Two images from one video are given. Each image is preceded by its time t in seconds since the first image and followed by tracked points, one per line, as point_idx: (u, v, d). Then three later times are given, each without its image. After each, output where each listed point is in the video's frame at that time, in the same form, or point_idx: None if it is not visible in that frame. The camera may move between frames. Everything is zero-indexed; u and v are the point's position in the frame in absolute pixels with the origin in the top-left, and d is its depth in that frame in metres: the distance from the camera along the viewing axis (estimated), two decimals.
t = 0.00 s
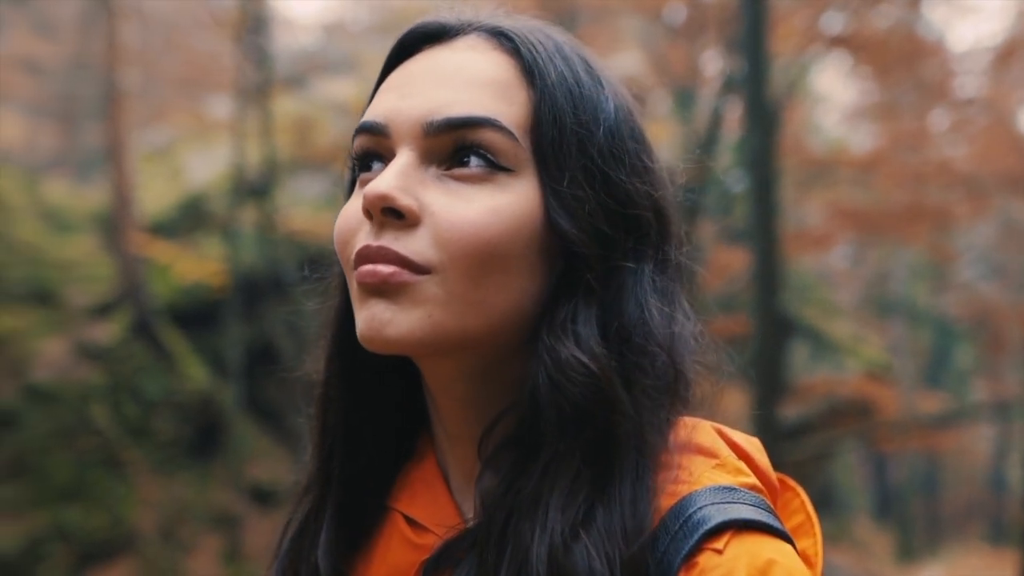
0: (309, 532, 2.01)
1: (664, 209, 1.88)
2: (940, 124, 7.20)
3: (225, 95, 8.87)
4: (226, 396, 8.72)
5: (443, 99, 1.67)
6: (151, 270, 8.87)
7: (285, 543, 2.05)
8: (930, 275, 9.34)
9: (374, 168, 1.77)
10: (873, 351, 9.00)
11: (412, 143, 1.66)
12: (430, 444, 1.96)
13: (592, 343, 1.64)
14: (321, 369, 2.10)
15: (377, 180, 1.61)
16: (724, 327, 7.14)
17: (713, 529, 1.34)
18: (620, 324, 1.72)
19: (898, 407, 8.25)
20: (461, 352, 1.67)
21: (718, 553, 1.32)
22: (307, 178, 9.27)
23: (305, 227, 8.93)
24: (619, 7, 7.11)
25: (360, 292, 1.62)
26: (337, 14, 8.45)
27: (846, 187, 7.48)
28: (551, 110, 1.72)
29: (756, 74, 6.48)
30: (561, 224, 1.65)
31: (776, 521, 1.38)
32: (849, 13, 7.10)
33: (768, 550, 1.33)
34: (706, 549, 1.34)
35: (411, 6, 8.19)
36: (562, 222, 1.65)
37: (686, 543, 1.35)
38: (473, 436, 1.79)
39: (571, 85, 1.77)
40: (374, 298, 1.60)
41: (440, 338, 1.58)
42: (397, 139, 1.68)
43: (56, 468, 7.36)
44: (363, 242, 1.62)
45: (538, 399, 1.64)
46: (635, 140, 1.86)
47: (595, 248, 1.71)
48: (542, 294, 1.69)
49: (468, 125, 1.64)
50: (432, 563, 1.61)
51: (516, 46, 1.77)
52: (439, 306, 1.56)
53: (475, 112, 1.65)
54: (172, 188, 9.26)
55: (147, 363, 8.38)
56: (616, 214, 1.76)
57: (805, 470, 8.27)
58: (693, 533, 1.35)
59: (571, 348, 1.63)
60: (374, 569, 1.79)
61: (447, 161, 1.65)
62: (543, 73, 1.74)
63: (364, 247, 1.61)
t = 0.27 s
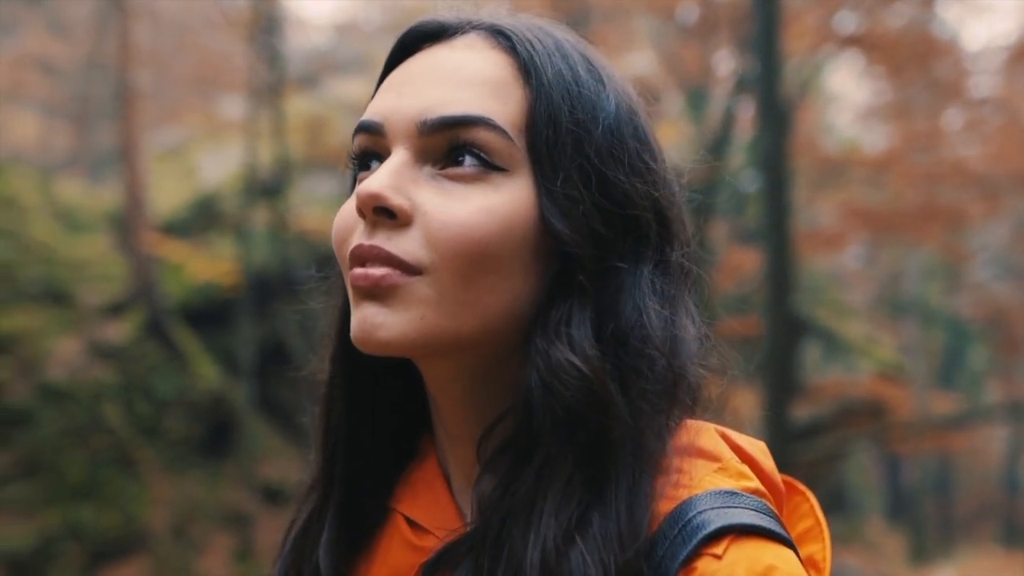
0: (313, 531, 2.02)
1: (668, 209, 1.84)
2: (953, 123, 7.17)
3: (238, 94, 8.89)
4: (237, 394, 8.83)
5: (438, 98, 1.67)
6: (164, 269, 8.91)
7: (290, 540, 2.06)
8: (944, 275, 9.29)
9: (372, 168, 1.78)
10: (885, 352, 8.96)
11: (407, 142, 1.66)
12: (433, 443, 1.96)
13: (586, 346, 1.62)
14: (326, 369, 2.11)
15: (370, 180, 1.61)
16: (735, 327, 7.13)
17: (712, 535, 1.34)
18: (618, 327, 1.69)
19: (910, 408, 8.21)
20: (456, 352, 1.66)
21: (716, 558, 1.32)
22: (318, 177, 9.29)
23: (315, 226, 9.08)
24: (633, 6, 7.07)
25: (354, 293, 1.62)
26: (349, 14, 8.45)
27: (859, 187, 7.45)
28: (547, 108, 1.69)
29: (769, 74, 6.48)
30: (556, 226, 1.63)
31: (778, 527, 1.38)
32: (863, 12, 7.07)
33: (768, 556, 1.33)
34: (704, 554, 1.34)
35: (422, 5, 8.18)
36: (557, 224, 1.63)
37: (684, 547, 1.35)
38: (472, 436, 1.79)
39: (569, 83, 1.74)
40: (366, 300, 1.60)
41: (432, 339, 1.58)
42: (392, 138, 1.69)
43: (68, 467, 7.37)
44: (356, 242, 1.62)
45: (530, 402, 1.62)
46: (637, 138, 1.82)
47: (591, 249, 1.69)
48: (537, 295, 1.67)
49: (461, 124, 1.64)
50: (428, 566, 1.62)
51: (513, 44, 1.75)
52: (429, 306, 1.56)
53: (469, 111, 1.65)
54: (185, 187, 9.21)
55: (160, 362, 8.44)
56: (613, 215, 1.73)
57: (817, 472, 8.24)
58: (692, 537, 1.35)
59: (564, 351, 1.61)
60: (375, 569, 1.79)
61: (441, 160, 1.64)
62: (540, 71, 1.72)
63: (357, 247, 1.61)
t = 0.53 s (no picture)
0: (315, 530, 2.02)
1: (670, 207, 1.80)
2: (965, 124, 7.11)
3: (249, 94, 8.91)
4: (249, 394, 8.82)
5: (432, 96, 1.66)
6: (175, 269, 8.94)
7: (292, 537, 2.07)
8: (955, 276, 9.26)
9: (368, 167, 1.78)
10: (897, 352, 8.92)
11: (400, 140, 1.65)
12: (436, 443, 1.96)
13: (578, 348, 1.61)
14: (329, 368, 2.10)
15: (361, 179, 1.61)
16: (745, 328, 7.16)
17: (710, 540, 1.33)
18: (613, 328, 1.67)
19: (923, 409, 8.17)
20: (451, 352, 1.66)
21: (714, 564, 1.32)
22: (329, 177, 9.31)
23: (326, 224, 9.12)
24: (642, 6, 7.07)
25: (347, 294, 1.62)
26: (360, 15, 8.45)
27: (871, 186, 7.42)
28: (541, 106, 1.67)
29: (779, 75, 6.47)
30: (548, 228, 1.61)
31: (778, 531, 1.38)
32: (875, 12, 7.03)
33: (766, 561, 1.33)
34: (702, 558, 1.33)
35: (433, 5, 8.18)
36: (549, 226, 1.61)
37: (682, 551, 1.34)
38: (471, 437, 1.78)
39: (565, 79, 1.71)
40: (357, 302, 1.59)
41: (422, 341, 1.57)
42: (386, 136, 1.68)
43: (80, 466, 7.39)
44: (348, 241, 1.62)
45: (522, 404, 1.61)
46: (636, 135, 1.78)
47: (585, 249, 1.66)
48: (530, 295, 1.65)
49: (452, 122, 1.62)
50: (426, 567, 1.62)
51: (508, 40, 1.73)
52: (417, 307, 1.56)
53: (461, 110, 1.63)
54: (196, 188, 9.27)
55: (171, 361, 8.45)
56: (606, 214, 1.69)
57: (827, 472, 8.26)
58: (691, 540, 1.34)
59: (555, 354, 1.60)
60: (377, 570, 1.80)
61: (434, 158, 1.63)
62: (534, 67, 1.70)
63: (348, 245, 1.61)
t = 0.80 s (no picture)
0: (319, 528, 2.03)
1: (672, 205, 1.74)
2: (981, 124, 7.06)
3: (262, 94, 8.93)
4: (261, 393, 8.85)
5: (425, 93, 1.66)
6: (189, 268, 9.03)
7: (298, 535, 2.07)
8: (972, 277, 9.19)
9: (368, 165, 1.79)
10: (912, 353, 8.87)
11: (394, 138, 1.65)
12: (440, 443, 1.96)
13: (571, 351, 1.58)
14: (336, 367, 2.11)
15: (354, 176, 1.61)
16: (757, 327, 7.15)
17: (711, 544, 1.31)
18: (609, 329, 1.63)
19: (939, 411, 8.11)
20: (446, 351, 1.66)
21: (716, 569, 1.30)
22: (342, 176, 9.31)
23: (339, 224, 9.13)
24: (655, 5, 6.99)
25: (343, 293, 1.63)
26: (372, 15, 8.45)
27: (886, 186, 7.38)
28: (535, 104, 1.63)
29: (793, 74, 6.43)
30: (542, 229, 1.58)
31: (783, 536, 1.36)
32: (889, 12, 6.99)
33: (769, 566, 1.30)
34: (703, 563, 1.31)
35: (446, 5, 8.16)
36: (542, 227, 1.58)
37: (683, 555, 1.32)
38: (471, 437, 1.78)
39: (563, 77, 1.67)
40: (350, 302, 1.60)
41: (413, 341, 1.57)
42: (380, 134, 1.68)
43: (94, 464, 7.37)
44: (341, 239, 1.63)
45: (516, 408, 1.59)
46: (638, 133, 1.73)
47: (581, 250, 1.63)
48: (526, 295, 1.63)
49: (443, 120, 1.62)
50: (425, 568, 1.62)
51: (503, 37, 1.70)
52: (407, 305, 1.55)
53: (452, 107, 1.62)
54: (210, 187, 9.44)
55: (185, 360, 8.52)
56: (601, 214, 1.65)
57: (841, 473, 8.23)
58: (692, 546, 1.32)
59: (548, 356, 1.57)
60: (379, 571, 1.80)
61: (426, 157, 1.62)
62: (531, 64, 1.66)
63: (341, 243, 1.62)
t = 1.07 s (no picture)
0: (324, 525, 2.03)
1: (675, 205, 1.68)
2: (997, 123, 7.01)
3: (275, 94, 8.93)
4: (274, 392, 8.88)
5: (417, 91, 1.63)
6: (204, 268, 9.14)
7: (304, 532, 2.07)
8: (987, 276, 9.14)
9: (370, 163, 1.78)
10: (928, 354, 8.83)
11: (388, 136, 1.63)
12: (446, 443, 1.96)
13: (560, 354, 1.53)
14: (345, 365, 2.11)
15: (346, 174, 1.60)
16: (773, 328, 7.13)
17: (711, 550, 1.26)
18: (602, 331, 1.58)
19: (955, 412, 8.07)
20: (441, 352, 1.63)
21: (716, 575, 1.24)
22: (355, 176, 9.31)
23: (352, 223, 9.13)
24: (668, 5, 6.99)
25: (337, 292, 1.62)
26: (386, 15, 8.46)
27: (900, 186, 7.34)
28: (526, 100, 1.59)
29: (806, 74, 6.43)
30: (532, 230, 1.54)
31: (789, 542, 1.30)
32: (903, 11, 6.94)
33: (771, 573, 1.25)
34: (703, 568, 1.26)
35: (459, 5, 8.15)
36: (532, 227, 1.53)
37: (683, 560, 1.27)
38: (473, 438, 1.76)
39: (558, 73, 1.63)
40: (342, 300, 1.59)
41: (402, 340, 1.55)
42: (376, 131, 1.66)
43: (108, 463, 7.39)
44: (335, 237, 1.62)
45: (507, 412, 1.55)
46: (639, 131, 1.66)
47: (573, 250, 1.58)
48: (519, 295, 1.59)
49: (434, 118, 1.59)
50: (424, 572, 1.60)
51: (498, 36, 1.66)
52: (396, 304, 1.53)
53: (443, 104, 1.59)
54: (224, 188, 9.56)
55: (199, 359, 8.53)
56: (594, 213, 1.59)
57: (855, 473, 8.20)
58: (692, 550, 1.27)
59: (537, 360, 1.53)
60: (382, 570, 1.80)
61: (418, 155, 1.60)
62: (525, 61, 1.62)
63: (335, 241, 1.61)
